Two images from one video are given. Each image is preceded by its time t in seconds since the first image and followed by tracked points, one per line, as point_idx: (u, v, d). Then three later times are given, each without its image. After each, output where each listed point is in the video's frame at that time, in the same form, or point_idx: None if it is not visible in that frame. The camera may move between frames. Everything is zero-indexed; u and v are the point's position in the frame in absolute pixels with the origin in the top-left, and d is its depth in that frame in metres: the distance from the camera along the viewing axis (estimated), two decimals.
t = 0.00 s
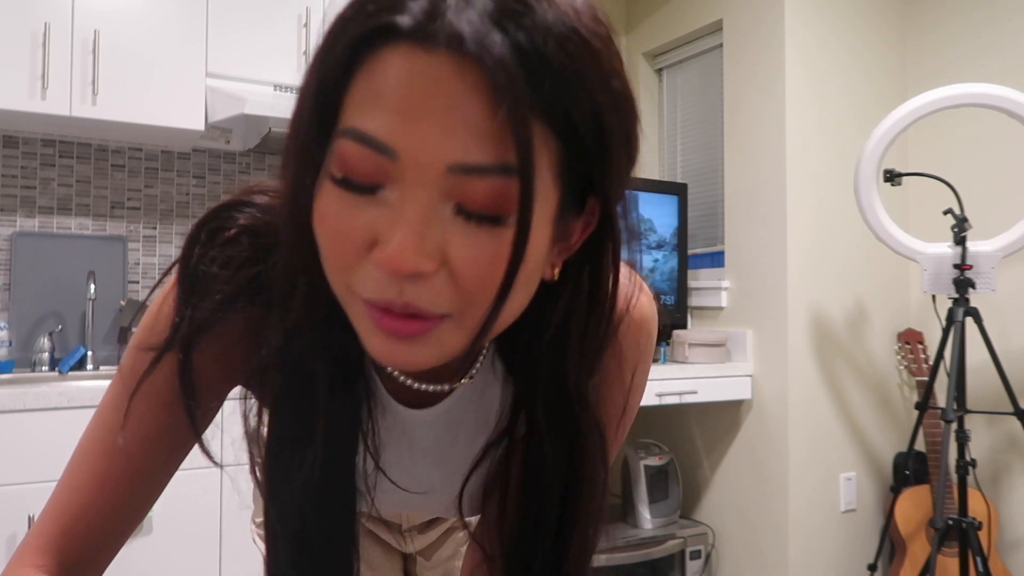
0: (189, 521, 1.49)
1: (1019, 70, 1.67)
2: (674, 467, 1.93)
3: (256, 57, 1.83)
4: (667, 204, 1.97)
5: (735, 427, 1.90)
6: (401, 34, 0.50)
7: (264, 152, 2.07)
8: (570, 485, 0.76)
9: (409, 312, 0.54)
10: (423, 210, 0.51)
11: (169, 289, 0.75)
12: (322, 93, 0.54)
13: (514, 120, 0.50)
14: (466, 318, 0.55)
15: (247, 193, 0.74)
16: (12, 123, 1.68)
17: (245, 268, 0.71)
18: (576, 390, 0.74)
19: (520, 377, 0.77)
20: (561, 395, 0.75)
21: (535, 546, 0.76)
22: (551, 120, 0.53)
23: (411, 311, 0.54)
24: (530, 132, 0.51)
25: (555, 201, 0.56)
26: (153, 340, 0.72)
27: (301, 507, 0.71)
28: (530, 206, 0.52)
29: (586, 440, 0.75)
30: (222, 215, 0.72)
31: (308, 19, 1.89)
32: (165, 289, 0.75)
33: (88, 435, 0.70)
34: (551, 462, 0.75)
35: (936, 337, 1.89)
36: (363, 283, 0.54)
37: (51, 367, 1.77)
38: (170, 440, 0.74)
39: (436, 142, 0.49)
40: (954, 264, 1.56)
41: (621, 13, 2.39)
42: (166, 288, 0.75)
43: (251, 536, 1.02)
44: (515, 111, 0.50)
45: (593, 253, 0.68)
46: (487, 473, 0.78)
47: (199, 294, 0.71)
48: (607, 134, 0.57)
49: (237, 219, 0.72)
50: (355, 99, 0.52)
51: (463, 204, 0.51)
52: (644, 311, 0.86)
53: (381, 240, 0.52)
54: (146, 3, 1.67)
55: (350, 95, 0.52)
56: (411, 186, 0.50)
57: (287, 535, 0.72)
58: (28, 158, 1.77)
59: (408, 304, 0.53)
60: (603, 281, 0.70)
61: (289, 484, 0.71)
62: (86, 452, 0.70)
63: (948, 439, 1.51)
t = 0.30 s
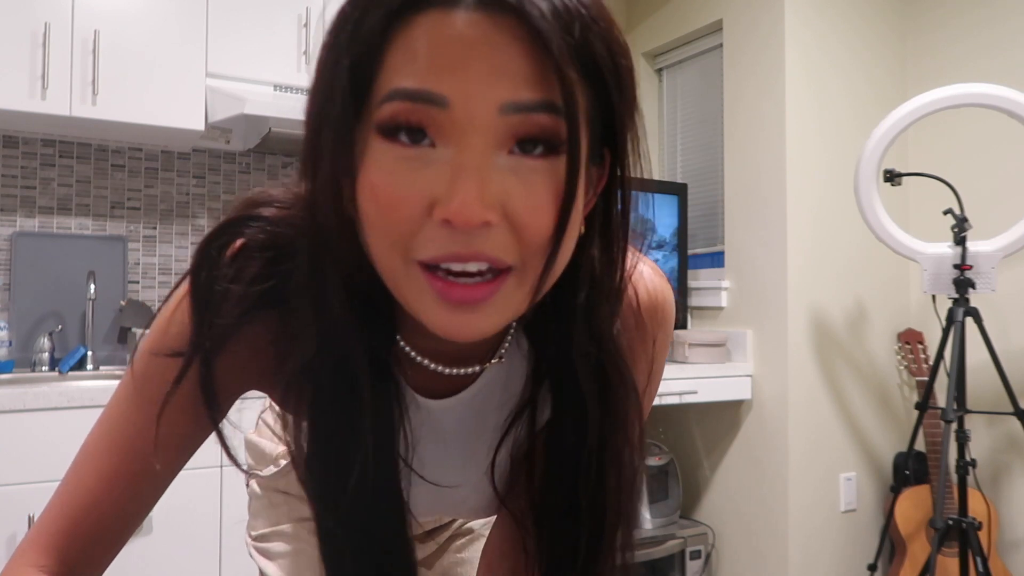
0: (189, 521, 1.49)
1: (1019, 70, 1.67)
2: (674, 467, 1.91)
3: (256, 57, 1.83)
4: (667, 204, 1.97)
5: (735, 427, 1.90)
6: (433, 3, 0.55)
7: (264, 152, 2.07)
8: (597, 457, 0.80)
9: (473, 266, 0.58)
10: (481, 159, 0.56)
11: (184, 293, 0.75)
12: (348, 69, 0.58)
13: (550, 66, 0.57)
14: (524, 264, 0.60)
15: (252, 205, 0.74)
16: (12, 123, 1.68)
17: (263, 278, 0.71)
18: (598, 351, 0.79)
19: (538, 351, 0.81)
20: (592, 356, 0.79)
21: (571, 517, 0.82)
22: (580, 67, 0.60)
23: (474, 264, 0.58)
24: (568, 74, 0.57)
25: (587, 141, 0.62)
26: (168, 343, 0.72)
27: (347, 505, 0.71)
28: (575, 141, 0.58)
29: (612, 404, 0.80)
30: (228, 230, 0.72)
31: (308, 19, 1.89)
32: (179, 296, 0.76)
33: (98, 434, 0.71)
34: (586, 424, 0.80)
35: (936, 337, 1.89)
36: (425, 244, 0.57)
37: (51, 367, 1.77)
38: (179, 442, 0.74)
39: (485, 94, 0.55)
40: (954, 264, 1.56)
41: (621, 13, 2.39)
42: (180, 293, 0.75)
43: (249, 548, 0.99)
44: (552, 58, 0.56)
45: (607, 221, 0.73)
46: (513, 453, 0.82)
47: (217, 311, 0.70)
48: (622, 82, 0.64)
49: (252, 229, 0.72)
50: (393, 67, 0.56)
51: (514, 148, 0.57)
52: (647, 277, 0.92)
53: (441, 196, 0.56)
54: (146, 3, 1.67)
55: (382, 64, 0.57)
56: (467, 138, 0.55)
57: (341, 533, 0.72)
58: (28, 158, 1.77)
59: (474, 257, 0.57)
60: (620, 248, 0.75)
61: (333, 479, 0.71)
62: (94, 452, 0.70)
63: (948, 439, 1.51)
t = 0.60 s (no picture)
0: (189, 521, 1.49)
1: (1019, 70, 1.67)
2: (674, 467, 1.91)
3: (256, 57, 1.83)
4: (668, 204, 1.98)
5: (735, 427, 1.90)
6: (450, 8, 0.55)
7: (264, 152, 2.07)
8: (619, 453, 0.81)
9: (496, 266, 0.58)
10: (502, 161, 0.55)
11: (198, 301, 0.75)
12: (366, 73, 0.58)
13: (568, 69, 0.57)
14: (545, 265, 0.60)
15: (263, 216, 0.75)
16: (12, 123, 1.68)
17: (278, 289, 0.71)
18: (616, 351, 0.78)
19: (549, 360, 0.81)
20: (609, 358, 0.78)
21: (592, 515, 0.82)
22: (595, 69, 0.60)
23: (497, 265, 0.58)
24: (586, 76, 0.57)
25: (603, 143, 0.62)
26: (182, 351, 0.73)
27: (366, 511, 0.71)
28: (593, 142, 0.59)
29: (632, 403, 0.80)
30: (244, 240, 0.73)
31: (308, 19, 1.89)
32: (191, 307, 0.76)
33: (105, 438, 0.71)
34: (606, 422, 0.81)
35: (936, 337, 1.88)
36: (446, 246, 0.57)
37: (51, 367, 1.77)
38: (187, 448, 0.75)
39: (504, 97, 0.55)
40: (954, 264, 1.56)
41: (621, 13, 2.39)
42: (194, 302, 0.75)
43: (249, 549, 1.00)
44: (570, 61, 0.56)
45: (620, 225, 0.73)
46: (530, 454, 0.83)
47: (232, 320, 0.70)
48: (633, 86, 0.65)
49: (265, 238, 0.72)
50: (412, 71, 0.56)
51: (533, 150, 0.57)
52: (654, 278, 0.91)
53: (463, 198, 0.55)
54: (146, 3, 1.67)
55: (399, 68, 0.57)
56: (488, 140, 0.55)
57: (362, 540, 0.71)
58: (28, 158, 1.77)
59: (497, 257, 0.57)
60: (631, 251, 0.75)
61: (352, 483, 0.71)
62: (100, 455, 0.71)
63: (948, 439, 1.51)
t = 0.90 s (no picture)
0: (189, 521, 1.49)
1: (1019, 70, 1.67)
2: (674, 467, 1.91)
3: (256, 57, 1.83)
4: (667, 204, 1.98)
5: (735, 427, 1.90)
6: (447, 9, 0.55)
7: (264, 152, 2.07)
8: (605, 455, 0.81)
9: (495, 266, 0.58)
10: (500, 162, 0.55)
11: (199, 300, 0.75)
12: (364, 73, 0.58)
13: (564, 69, 0.57)
14: (543, 264, 0.60)
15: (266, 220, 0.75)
16: (12, 123, 1.68)
17: (274, 290, 0.71)
18: (607, 351, 0.79)
19: (546, 354, 0.80)
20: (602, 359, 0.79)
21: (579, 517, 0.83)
22: (593, 68, 0.60)
23: (496, 267, 0.58)
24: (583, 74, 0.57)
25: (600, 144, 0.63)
26: (183, 351, 0.73)
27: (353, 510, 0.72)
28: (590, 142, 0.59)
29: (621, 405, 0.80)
30: (241, 241, 0.72)
31: (308, 19, 1.89)
32: (190, 308, 0.75)
33: (107, 440, 0.71)
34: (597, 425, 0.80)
35: (936, 337, 1.88)
36: (444, 247, 0.57)
37: (51, 367, 1.77)
38: (190, 446, 0.75)
39: (501, 98, 0.55)
40: (954, 264, 1.56)
41: (621, 13, 2.39)
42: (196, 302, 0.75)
43: (250, 547, 1.00)
44: (567, 60, 0.57)
45: (617, 226, 0.73)
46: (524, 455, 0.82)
47: (232, 322, 0.70)
48: (631, 86, 0.64)
49: (265, 240, 0.72)
50: (409, 71, 0.56)
51: (531, 150, 0.57)
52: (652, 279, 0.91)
53: (461, 198, 0.55)
54: (146, 3, 1.67)
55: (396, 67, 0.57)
56: (486, 140, 0.55)
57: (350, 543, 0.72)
58: (28, 159, 1.77)
59: (495, 258, 0.57)
60: (627, 251, 0.75)
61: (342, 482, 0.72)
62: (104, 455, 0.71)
63: (948, 439, 1.51)
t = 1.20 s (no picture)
0: (190, 521, 1.49)
1: (1019, 70, 1.67)
2: (674, 467, 1.91)
3: (256, 57, 1.83)
4: (667, 205, 1.98)
5: (735, 427, 1.90)
6: (434, 9, 0.55)
7: (264, 152, 2.07)
8: (598, 454, 0.81)
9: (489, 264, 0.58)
10: (491, 159, 0.55)
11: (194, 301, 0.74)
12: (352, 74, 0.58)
13: (554, 66, 0.57)
14: (538, 261, 0.60)
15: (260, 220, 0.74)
16: (12, 123, 1.68)
17: (269, 293, 0.71)
18: (598, 349, 0.79)
19: (542, 353, 0.80)
20: (596, 358, 0.79)
21: (573, 515, 0.83)
22: (582, 66, 0.60)
23: (491, 264, 0.58)
24: (572, 70, 0.57)
25: (592, 141, 0.62)
26: (179, 351, 0.72)
27: (349, 510, 0.72)
28: (581, 138, 0.58)
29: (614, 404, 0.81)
30: (236, 243, 0.72)
31: (308, 19, 1.89)
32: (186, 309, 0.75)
33: (104, 442, 0.71)
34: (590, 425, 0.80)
35: (936, 337, 1.89)
36: (438, 246, 0.56)
37: (51, 367, 1.77)
38: (188, 447, 0.75)
39: (491, 96, 0.54)
40: (954, 264, 1.56)
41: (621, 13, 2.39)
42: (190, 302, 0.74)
43: (251, 545, 1.00)
44: (555, 56, 0.56)
45: (611, 224, 0.73)
46: (520, 456, 0.82)
47: (228, 325, 0.70)
48: (621, 82, 0.64)
49: (259, 241, 0.72)
50: (398, 72, 0.56)
51: (523, 146, 0.57)
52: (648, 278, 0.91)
53: (454, 196, 0.55)
54: (146, 3, 1.67)
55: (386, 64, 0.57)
56: (477, 137, 0.55)
57: (344, 543, 0.72)
58: (28, 159, 1.77)
59: (487, 255, 0.57)
60: (623, 249, 0.75)
61: (337, 482, 0.72)
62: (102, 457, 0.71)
63: (948, 439, 1.51)
